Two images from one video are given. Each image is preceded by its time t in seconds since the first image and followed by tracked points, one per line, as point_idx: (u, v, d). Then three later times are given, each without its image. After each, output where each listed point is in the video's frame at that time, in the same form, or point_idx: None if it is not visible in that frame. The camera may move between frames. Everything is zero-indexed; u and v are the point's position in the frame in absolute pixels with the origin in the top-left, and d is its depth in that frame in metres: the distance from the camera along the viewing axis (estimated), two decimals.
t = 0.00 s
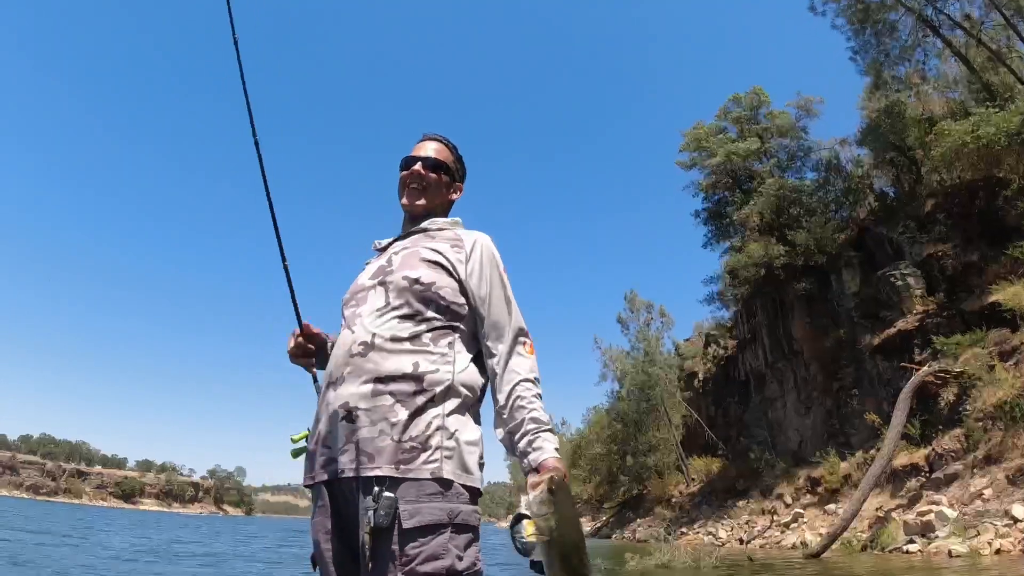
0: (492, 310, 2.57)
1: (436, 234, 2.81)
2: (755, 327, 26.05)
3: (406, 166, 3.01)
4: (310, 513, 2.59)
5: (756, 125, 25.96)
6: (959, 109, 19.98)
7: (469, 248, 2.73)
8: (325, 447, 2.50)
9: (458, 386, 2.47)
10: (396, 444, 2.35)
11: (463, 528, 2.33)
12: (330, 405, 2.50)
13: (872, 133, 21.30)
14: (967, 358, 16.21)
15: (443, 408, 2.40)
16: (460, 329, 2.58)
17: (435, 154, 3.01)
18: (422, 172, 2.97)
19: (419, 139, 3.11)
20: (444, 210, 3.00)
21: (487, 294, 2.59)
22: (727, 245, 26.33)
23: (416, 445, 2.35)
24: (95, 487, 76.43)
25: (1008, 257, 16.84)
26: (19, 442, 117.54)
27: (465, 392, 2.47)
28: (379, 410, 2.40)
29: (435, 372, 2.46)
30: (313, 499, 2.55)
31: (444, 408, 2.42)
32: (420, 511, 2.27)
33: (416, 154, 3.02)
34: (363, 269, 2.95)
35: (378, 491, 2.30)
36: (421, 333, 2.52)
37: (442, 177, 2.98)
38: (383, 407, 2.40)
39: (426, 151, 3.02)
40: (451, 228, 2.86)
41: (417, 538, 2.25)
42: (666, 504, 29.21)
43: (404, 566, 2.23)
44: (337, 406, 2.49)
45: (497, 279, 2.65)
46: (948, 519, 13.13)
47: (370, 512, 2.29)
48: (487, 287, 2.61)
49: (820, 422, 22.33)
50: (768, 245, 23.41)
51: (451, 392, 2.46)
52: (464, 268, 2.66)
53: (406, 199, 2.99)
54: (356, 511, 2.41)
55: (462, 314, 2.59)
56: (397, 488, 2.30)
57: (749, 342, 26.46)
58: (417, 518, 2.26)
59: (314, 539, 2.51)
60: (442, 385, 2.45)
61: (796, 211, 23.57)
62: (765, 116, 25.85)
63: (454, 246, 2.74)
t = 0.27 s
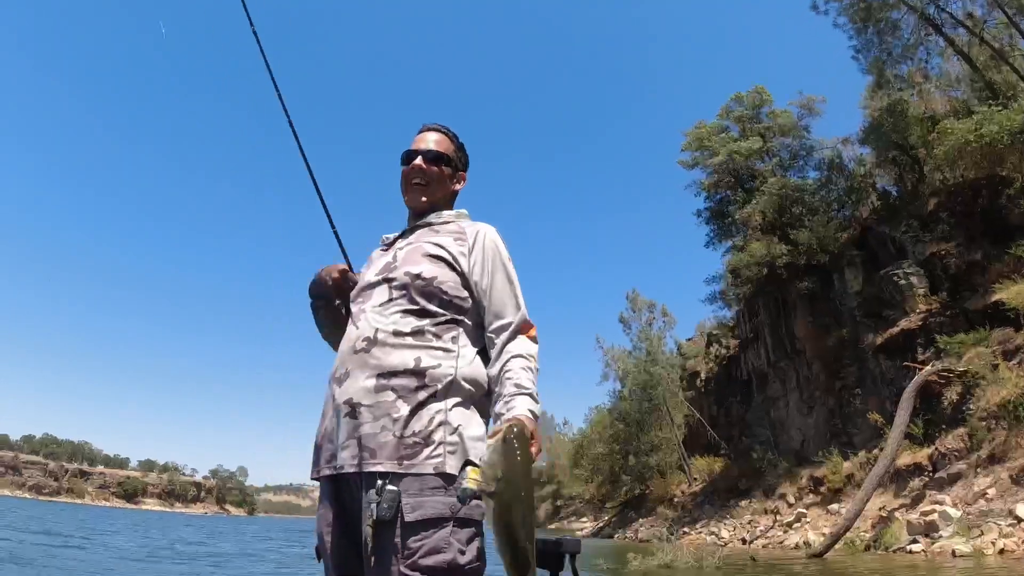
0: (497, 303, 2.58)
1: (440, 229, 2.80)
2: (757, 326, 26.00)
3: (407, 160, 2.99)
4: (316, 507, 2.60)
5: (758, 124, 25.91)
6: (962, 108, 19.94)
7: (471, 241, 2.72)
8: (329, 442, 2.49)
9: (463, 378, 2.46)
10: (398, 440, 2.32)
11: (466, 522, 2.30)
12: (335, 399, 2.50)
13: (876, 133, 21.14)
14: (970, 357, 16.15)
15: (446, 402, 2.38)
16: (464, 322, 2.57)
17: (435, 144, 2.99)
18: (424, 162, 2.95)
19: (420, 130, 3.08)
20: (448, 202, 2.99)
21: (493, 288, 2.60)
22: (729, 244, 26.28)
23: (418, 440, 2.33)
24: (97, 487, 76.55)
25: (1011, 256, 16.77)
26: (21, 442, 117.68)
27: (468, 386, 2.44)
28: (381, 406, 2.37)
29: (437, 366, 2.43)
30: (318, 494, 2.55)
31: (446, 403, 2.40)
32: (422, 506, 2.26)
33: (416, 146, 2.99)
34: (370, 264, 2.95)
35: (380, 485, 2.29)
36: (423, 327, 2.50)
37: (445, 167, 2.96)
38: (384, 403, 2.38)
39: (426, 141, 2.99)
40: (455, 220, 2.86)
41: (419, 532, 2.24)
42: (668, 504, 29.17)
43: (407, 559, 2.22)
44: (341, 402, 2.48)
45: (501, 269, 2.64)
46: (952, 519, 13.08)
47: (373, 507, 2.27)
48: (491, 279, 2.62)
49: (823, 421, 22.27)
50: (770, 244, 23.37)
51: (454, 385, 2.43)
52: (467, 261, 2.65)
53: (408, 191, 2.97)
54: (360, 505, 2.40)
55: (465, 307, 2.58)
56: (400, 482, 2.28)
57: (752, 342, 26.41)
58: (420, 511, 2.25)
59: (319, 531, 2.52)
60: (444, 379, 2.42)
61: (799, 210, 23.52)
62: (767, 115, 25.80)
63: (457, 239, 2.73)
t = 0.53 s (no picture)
0: (496, 292, 2.53)
1: (445, 228, 2.82)
2: (759, 327, 25.96)
3: (392, 174, 2.94)
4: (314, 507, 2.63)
5: (758, 124, 25.87)
6: (963, 108, 19.90)
7: (478, 239, 2.73)
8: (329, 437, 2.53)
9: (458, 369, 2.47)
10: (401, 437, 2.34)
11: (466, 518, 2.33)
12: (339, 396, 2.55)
13: (876, 133, 21.18)
14: (972, 357, 16.11)
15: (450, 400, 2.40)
16: (469, 320, 2.59)
17: (421, 153, 2.92)
18: (411, 177, 2.90)
19: (400, 135, 2.98)
20: (446, 204, 3.02)
21: (492, 280, 2.56)
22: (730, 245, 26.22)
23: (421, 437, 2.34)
24: (99, 489, 76.59)
25: (1013, 255, 16.72)
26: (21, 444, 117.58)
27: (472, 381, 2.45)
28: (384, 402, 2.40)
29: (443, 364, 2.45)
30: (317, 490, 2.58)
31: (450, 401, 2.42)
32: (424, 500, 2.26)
33: (399, 161, 2.91)
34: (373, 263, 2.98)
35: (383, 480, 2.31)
36: (429, 324, 2.52)
37: (435, 177, 2.92)
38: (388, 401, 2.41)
39: (410, 149, 2.91)
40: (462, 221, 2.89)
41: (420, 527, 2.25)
42: (669, 505, 29.10)
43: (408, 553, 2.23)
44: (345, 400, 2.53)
45: (506, 265, 2.63)
46: (955, 520, 13.03)
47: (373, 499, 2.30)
48: (492, 273, 2.58)
49: (824, 422, 22.21)
50: (772, 245, 23.34)
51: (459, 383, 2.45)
52: (473, 260, 2.66)
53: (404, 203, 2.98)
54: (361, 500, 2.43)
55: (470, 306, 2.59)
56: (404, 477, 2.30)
57: (754, 343, 26.36)
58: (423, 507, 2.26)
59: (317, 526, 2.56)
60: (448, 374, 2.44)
61: (800, 210, 23.49)
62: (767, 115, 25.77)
63: (465, 238, 2.74)
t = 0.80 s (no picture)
0: (495, 285, 2.48)
1: (450, 225, 2.81)
2: (760, 328, 25.95)
3: (392, 173, 2.94)
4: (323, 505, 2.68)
5: (758, 125, 25.88)
6: (963, 107, 19.88)
7: (481, 234, 2.71)
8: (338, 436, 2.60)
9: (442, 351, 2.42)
10: (409, 437, 2.37)
11: (477, 516, 2.34)
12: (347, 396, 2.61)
13: (876, 134, 21.08)
14: (974, 356, 16.11)
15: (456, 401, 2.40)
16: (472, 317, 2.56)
17: (419, 151, 2.90)
18: (410, 176, 2.90)
19: (399, 135, 2.97)
20: (450, 202, 3.02)
21: (492, 273, 2.52)
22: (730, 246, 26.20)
23: (429, 438, 2.37)
24: (99, 493, 76.56)
25: (1014, 254, 16.69)
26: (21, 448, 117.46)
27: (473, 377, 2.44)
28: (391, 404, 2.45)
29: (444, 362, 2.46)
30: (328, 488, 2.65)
31: (455, 401, 2.42)
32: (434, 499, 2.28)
33: (397, 161, 2.91)
34: (381, 262, 2.99)
35: (394, 480, 2.35)
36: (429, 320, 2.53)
37: (434, 174, 2.91)
38: (395, 402, 2.45)
39: (407, 148, 2.90)
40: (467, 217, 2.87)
41: (430, 525, 2.27)
42: (670, 507, 29.07)
43: (420, 551, 2.26)
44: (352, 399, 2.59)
45: (508, 260, 2.59)
46: (957, 520, 13.01)
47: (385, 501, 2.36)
48: (493, 267, 2.55)
49: (826, 423, 22.16)
50: (772, 245, 23.34)
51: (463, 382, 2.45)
52: (475, 256, 2.63)
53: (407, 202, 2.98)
54: (370, 502, 2.49)
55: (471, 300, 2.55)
56: (413, 476, 2.32)
57: (755, 344, 26.34)
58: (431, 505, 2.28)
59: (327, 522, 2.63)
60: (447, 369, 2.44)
61: (800, 211, 23.49)
62: (767, 116, 25.78)
63: (469, 234, 2.73)
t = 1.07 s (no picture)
0: (499, 286, 2.48)
1: (453, 227, 2.79)
2: (761, 329, 25.91)
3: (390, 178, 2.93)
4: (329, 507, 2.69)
5: (758, 126, 25.85)
6: (964, 107, 19.85)
7: (483, 235, 2.70)
8: (341, 438, 2.60)
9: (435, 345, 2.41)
10: (411, 440, 2.36)
11: (480, 517, 2.31)
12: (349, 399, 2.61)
13: (876, 134, 21.05)
14: (976, 356, 16.09)
15: (459, 402, 2.39)
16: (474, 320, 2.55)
17: (417, 154, 2.88)
18: (407, 179, 2.88)
19: (395, 139, 2.95)
20: (450, 204, 3.00)
21: (495, 275, 2.52)
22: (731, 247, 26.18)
23: (433, 441, 2.35)
24: (101, 497, 76.59)
25: (1015, 254, 16.67)
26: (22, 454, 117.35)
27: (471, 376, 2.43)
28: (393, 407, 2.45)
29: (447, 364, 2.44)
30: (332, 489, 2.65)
31: (459, 403, 2.41)
32: (437, 500, 2.26)
33: (395, 165, 2.89)
34: (384, 265, 2.98)
35: (397, 482, 2.34)
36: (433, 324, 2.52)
37: (432, 177, 2.90)
38: (397, 406, 2.44)
39: (405, 151, 2.88)
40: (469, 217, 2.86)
41: (432, 526, 2.24)
42: (672, 508, 29.02)
43: (422, 552, 2.24)
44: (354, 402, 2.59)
45: (511, 261, 2.58)
46: (960, 520, 12.98)
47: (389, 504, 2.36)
48: (495, 268, 2.54)
49: (828, 424, 22.11)
50: (773, 246, 23.30)
51: (466, 384, 2.43)
52: (477, 257, 2.62)
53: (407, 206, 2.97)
54: (374, 504, 2.48)
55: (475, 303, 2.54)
56: (416, 479, 2.31)
57: (756, 345, 26.30)
58: (434, 506, 2.26)
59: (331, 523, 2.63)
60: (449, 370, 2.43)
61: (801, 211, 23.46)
62: (767, 117, 25.77)
63: (472, 236, 2.71)
